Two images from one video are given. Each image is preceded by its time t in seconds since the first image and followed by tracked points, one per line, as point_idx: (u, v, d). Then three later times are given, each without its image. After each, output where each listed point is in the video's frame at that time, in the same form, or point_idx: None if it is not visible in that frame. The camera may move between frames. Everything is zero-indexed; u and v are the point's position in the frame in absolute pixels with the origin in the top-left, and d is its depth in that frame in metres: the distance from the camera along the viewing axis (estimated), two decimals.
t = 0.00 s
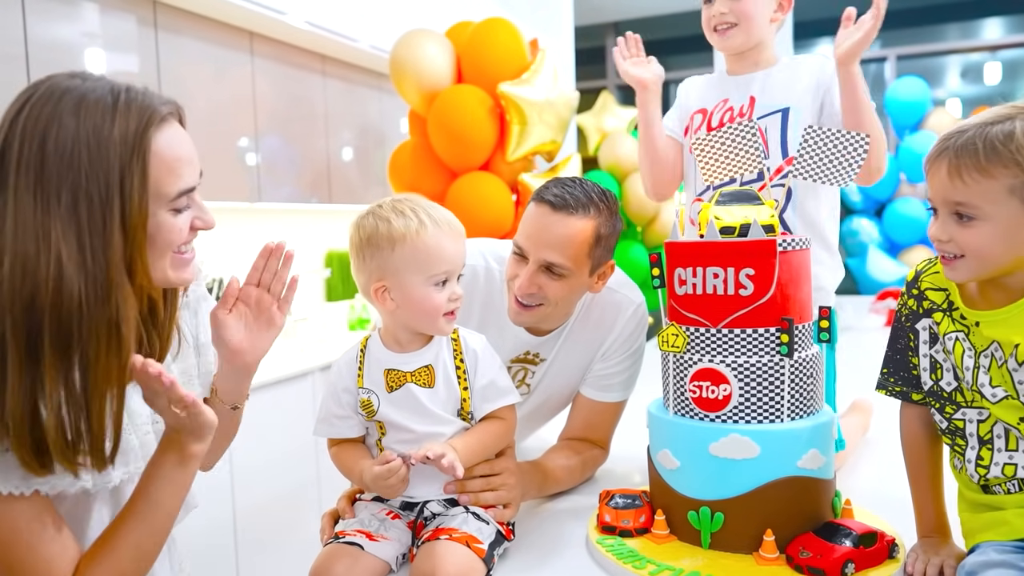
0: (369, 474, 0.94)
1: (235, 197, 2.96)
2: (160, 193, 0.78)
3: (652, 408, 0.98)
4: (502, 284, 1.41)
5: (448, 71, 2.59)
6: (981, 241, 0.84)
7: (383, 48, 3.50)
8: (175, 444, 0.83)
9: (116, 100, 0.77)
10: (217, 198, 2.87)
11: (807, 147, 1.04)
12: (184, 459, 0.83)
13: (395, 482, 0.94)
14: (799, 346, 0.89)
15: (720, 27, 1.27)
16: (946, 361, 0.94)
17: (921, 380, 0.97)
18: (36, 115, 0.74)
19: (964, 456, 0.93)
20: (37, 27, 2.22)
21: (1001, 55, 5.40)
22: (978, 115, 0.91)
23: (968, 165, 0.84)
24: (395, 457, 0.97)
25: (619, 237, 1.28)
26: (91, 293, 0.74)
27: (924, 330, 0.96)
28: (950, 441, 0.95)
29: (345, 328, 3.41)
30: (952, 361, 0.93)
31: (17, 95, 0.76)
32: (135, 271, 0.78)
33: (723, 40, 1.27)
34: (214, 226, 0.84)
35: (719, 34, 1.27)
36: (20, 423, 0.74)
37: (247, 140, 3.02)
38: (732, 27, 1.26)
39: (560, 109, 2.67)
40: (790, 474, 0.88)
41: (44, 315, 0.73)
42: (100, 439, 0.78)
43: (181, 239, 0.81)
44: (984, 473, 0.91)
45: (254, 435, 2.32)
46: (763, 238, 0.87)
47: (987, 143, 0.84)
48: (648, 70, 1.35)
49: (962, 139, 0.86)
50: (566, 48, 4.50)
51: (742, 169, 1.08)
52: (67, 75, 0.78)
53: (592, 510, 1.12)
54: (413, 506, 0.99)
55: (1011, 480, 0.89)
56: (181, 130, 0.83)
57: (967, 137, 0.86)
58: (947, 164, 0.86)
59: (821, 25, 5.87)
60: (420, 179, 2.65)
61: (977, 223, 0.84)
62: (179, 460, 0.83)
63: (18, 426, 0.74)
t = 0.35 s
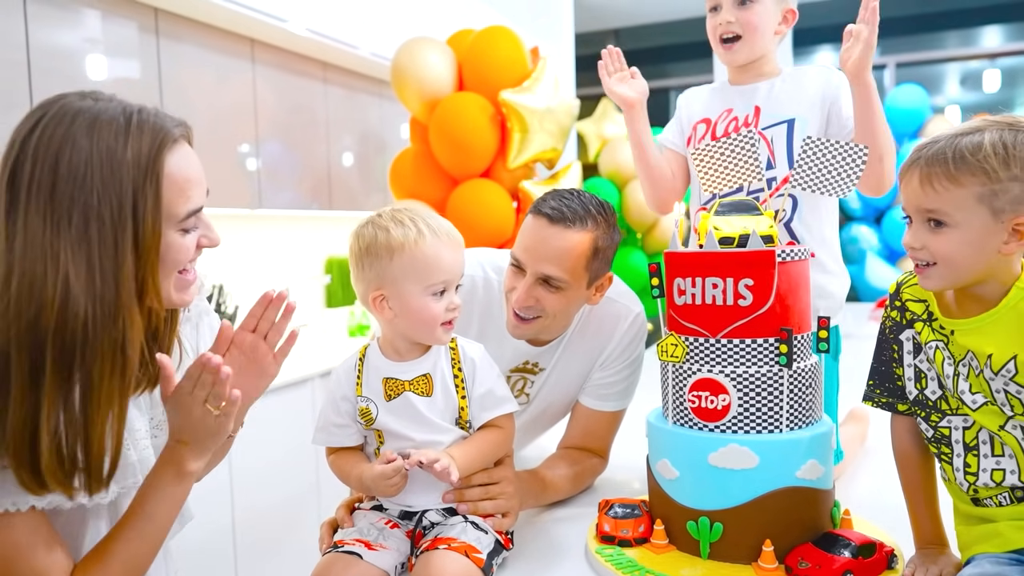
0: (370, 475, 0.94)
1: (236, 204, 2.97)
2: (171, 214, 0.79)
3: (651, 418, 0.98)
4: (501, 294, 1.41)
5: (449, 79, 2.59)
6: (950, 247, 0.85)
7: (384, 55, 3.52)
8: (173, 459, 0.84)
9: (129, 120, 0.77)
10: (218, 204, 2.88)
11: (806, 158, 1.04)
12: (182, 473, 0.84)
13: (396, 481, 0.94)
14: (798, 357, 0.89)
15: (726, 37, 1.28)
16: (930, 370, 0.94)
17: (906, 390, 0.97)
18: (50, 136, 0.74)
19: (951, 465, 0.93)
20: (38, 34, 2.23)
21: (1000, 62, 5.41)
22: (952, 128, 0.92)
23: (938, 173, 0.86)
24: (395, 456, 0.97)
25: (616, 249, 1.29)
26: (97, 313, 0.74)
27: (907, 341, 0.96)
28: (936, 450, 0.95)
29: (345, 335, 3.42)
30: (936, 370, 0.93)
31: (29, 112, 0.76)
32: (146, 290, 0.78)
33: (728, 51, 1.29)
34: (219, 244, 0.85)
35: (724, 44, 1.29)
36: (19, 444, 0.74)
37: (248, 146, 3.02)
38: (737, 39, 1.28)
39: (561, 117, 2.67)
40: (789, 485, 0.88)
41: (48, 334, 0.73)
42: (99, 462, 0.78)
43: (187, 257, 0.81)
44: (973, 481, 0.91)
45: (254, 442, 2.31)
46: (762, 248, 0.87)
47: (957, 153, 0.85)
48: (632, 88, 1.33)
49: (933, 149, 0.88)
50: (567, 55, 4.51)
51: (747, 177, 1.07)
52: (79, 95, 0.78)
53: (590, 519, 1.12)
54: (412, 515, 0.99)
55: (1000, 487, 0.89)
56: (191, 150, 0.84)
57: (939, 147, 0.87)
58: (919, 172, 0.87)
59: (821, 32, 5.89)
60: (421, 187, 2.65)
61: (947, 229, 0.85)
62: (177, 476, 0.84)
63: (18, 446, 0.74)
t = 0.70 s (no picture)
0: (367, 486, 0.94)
1: (233, 216, 2.97)
2: (177, 238, 0.79)
3: (647, 432, 0.98)
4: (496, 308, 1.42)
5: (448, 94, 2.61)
6: (946, 268, 0.85)
7: (381, 69, 3.53)
8: (188, 469, 0.86)
9: (144, 144, 0.77)
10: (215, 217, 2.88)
11: (798, 175, 1.05)
12: (195, 481, 0.87)
13: (393, 494, 0.94)
14: (792, 371, 0.89)
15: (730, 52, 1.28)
16: (922, 384, 0.95)
17: (898, 404, 0.98)
18: (65, 156, 0.74)
19: (944, 477, 0.93)
20: (37, 46, 2.24)
21: (994, 77, 5.46)
22: (933, 149, 0.93)
23: (929, 196, 0.86)
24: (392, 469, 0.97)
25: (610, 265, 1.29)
26: (112, 335, 0.74)
27: (899, 354, 0.97)
28: (929, 462, 0.95)
29: (342, 348, 3.42)
30: (928, 384, 0.94)
31: (44, 130, 0.76)
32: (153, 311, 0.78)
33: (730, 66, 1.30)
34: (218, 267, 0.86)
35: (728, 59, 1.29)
36: (36, 456, 0.74)
37: (245, 158, 3.03)
38: (740, 56, 1.28)
39: (558, 131, 2.68)
40: (784, 499, 0.88)
41: (69, 352, 0.73)
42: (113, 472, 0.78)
43: (186, 279, 0.82)
44: (967, 493, 0.91)
45: (249, 455, 2.31)
46: (756, 263, 0.87)
47: (948, 175, 0.85)
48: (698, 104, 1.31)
49: (920, 171, 0.88)
50: (564, 69, 4.54)
51: (739, 194, 1.09)
52: (94, 117, 0.78)
53: (586, 533, 1.11)
54: (407, 529, 0.99)
55: (994, 499, 0.89)
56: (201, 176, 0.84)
57: (925, 169, 0.88)
58: (909, 196, 0.87)
59: (816, 47, 5.93)
60: (419, 199, 2.66)
61: (941, 251, 0.85)
62: (192, 484, 0.87)
63: (32, 456, 0.74)
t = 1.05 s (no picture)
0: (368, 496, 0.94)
1: (230, 226, 2.98)
2: (172, 246, 0.79)
3: (642, 444, 0.98)
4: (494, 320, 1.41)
5: (446, 104, 2.61)
6: (929, 279, 0.86)
7: (379, 80, 3.55)
8: (158, 493, 0.83)
9: (139, 153, 0.78)
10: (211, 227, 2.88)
11: (794, 186, 1.06)
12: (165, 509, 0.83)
13: (394, 507, 0.94)
14: (787, 384, 0.89)
15: (723, 62, 1.29)
16: (916, 394, 0.95)
17: (892, 414, 0.98)
18: (61, 167, 0.74)
19: (940, 485, 0.93)
20: (34, 56, 2.24)
21: (988, 89, 5.50)
22: (912, 161, 0.93)
23: (909, 209, 0.86)
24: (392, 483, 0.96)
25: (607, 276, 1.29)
26: (108, 343, 0.74)
27: (893, 364, 0.97)
28: (924, 471, 0.95)
29: (338, 358, 3.42)
30: (922, 393, 0.94)
31: (40, 140, 0.77)
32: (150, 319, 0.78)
33: (724, 76, 1.31)
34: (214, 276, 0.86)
35: (722, 69, 1.30)
36: (31, 468, 0.74)
37: (243, 168, 3.03)
38: (734, 64, 1.28)
39: (555, 142, 2.69)
40: (780, 511, 0.89)
41: (68, 363, 0.73)
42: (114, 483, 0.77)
43: (183, 288, 0.82)
44: (963, 501, 0.91)
45: (243, 464, 2.30)
46: (751, 274, 0.88)
47: (925, 188, 0.86)
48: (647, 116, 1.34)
49: (900, 184, 0.89)
50: (560, 80, 4.56)
51: (735, 205, 1.09)
52: (90, 127, 0.78)
53: (581, 544, 1.11)
54: (403, 542, 0.98)
55: (989, 506, 0.90)
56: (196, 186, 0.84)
57: (904, 182, 0.88)
58: (889, 209, 0.88)
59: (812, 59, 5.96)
60: (415, 210, 2.67)
61: (923, 263, 0.86)
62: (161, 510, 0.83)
63: (29, 467, 0.74)
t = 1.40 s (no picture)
0: (362, 502, 0.94)
1: (227, 231, 2.97)
2: (167, 256, 0.79)
3: (639, 449, 0.98)
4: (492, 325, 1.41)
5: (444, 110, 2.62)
6: (916, 284, 0.85)
7: (376, 86, 3.55)
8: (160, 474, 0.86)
9: (131, 161, 0.78)
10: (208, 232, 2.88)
11: (790, 192, 1.06)
12: (166, 488, 0.86)
13: (388, 512, 0.94)
14: (784, 388, 0.90)
15: (717, 72, 1.30)
16: (907, 408, 0.95)
17: (886, 429, 0.98)
18: (53, 177, 0.74)
19: (935, 500, 0.94)
20: (31, 62, 2.24)
21: (983, 96, 5.53)
22: (902, 169, 0.94)
23: (896, 215, 0.87)
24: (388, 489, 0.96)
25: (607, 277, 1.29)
26: (97, 353, 0.74)
27: (882, 378, 0.97)
28: (920, 486, 0.95)
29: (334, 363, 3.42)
30: (912, 407, 0.94)
31: (35, 150, 0.77)
32: (142, 328, 0.78)
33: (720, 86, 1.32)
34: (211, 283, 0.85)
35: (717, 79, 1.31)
36: (18, 477, 0.74)
37: (240, 174, 3.03)
38: (727, 74, 1.30)
39: (553, 148, 2.69)
40: (777, 516, 0.88)
41: (47, 369, 0.73)
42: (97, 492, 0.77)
43: (179, 297, 0.82)
44: (958, 516, 0.91)
45: (240, 470, 2.29)
46: (747, 279, 0.88)
47: (913, 194, 0.86)
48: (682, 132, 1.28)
49: (887, 190, 0.89)
50: (557, 86, 4.57)
51: (729, 212, 1.09)
52: (82, 137, 0.78)
53: (578, 549, 1.11)
54: (399, 547, 0.98)
55: (983, 519, 0.90)
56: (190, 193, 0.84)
57: (892, 188, 0.89)
58: (877, 215, 0.88)
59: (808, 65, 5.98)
60: (413, 215, 2.67)
61: (910, 268, 0.86)
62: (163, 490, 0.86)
63: (14, 477, 0.74)
